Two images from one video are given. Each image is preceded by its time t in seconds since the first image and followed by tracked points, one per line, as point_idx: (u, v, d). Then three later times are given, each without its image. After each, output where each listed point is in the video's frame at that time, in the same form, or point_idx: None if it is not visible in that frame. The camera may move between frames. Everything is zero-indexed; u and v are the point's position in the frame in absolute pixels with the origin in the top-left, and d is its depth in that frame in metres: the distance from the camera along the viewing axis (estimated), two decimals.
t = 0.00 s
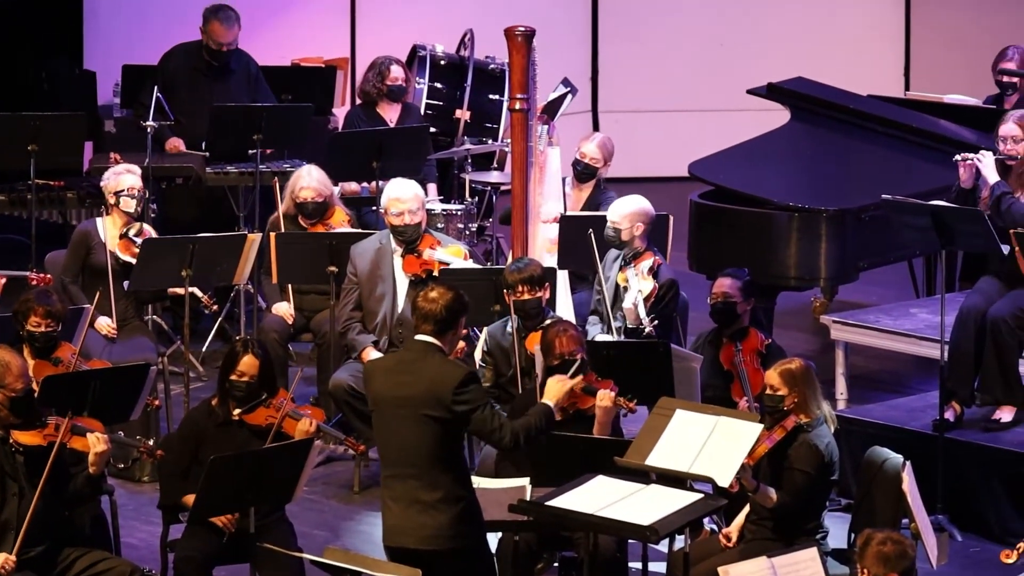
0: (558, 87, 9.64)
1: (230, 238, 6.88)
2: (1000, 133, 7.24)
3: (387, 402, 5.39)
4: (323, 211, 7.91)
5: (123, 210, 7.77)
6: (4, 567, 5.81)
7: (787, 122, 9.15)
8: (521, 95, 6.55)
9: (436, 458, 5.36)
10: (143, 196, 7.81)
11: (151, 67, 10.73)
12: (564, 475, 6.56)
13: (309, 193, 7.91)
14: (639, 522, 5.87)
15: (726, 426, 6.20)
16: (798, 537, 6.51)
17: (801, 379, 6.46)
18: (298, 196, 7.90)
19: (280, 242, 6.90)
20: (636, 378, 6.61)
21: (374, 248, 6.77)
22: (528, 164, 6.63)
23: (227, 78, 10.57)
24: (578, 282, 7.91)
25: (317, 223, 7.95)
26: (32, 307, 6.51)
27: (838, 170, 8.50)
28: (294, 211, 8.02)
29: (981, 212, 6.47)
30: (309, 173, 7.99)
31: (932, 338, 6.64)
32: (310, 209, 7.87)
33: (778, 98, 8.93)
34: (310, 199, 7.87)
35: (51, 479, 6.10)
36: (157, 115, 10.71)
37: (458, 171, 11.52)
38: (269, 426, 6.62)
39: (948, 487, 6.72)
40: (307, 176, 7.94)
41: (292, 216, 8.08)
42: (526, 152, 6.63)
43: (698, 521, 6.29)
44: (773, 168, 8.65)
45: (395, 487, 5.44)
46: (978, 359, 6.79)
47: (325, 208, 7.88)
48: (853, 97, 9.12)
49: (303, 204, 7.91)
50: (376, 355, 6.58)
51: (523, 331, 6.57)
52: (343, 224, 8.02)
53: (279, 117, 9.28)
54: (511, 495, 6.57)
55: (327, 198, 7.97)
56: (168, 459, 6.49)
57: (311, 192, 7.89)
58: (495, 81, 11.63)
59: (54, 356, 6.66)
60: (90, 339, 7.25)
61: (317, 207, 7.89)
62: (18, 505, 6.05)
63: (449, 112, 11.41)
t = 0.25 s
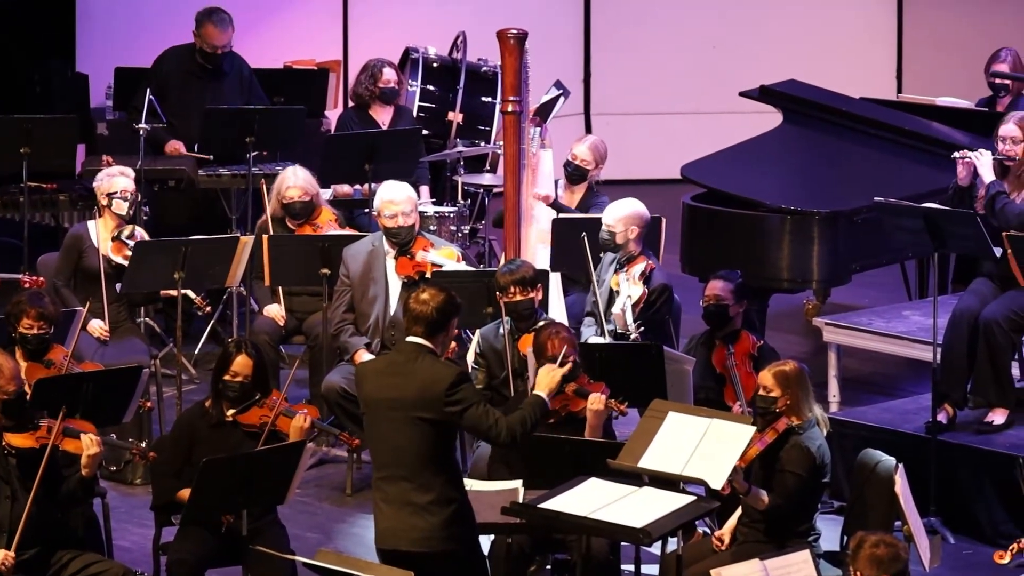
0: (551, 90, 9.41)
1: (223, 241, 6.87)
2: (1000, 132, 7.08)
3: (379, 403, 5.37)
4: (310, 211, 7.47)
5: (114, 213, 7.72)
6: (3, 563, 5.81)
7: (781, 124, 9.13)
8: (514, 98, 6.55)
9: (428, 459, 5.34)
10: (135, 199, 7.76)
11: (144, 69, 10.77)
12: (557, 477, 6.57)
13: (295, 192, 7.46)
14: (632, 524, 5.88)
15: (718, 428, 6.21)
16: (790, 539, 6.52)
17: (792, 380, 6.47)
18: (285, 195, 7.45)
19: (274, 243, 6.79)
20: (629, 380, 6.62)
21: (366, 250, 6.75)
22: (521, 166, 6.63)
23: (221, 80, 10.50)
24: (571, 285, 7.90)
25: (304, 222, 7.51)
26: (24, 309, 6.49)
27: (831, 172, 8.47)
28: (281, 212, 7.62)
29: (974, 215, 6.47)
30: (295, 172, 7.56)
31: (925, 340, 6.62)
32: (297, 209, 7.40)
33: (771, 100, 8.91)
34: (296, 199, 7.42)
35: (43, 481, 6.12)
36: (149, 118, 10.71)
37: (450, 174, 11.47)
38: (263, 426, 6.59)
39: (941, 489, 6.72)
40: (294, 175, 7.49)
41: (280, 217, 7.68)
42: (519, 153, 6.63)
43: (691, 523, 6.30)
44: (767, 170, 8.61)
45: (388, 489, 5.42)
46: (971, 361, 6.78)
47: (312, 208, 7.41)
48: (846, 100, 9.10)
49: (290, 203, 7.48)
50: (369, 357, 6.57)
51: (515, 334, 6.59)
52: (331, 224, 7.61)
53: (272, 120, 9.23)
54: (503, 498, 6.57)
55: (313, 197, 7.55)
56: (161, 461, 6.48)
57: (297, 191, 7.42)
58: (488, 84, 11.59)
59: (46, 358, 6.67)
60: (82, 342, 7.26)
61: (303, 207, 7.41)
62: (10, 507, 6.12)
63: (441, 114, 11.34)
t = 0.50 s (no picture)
0: (542, 91, 9.25)
1: (216, 243, 6.84)
2: (1000, 133, 6.99)
3: (371, 409, 5.37)
4: (300, 211, 7.12)
5: (102, 217, 7.74)
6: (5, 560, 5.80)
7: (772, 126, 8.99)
8: (507, 101, 6.55)
9: (422, 465, 5.33)
10: (123, 203, 7.76)
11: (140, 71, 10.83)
12: (549, 480, 6.56)
13: (283, 192, 7.10)
14: (624, 527, 5.88)
15: (711, 431, 6.21)
16: (782, 542, 6.51)
17: (784, 383, 6.48)
18: (272, 197, 7.10)
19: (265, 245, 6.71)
20: (621, 384, 6.61)
21: (359, 253, 6.72)
22: (514, 169, 6.62)
23: (217, 82, 10.55)
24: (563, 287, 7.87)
25: (292, 224, 7.15)
26: (16, 311, 6.52)
27: (823, 174, 8.33)
28: (266, 215, 7.26)
29: (967, 217, 6.47)
30: (280, 172, 7.19)
31: (919, 342, 6.62)
32: (286, 210, 7.06)
33: (764, 103, 8.74)
34: (285, 198, 7.05)
35: (38, 484, 6.12)
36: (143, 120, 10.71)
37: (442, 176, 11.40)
38: (256, 428, 6.58)
39: (933, 491, 6.72)
40: (279, 175, 7.12)
41: (266, 219, 7.31)
42: (512, 156, 6.62)
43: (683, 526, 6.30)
44: (761, 170, 8.50)
45: (379, 494, 5.42)
46: (964, 364, 6.78)
47: (302, 208, 7.06)
48: (837, 101, 8.96)
49: (277, 204, 7.12)
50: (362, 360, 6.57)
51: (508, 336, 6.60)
52: (318, 225, 7.24)
53: (264, 124, 9.16)
54: (496, 500, 6.57)
55: (301, 197, 7.20)
56: (155, 462, 6.47)
57: (285, 191, 7.08)
58: (480, 86, 11.68)
59: (39, 360, 6.67)
60: (75, 343, 7.26)
61: (292, 207, 7.08)
62: (4, 511, 6.10)
63: (435, 117, 11.40)
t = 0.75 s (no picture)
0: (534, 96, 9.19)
1: (208, 246, 6.79)
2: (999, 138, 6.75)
3: (364, 413, 5.34)
4: (289, 216, 7.06)
5: (90, 223, 7.78)
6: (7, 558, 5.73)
7: (764, 131, 8.97)
8: (498, 105, 6.56)
9: (415, 469, 5.29)
10: (111, 209, 7.78)
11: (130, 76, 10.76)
12: (540, 486, 6.52)
13: (272, 197, 7.03)
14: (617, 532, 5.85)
15: (701, 437, 6.24)
16: (774, 547, 6.48)
17: (775, 388, 6.49)
18: (261, 203, 7.04)
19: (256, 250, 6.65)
20: (613, 389, 6.62)
21: (350, 258, 6.70)
22: (506, 174, 6.64)
23: (211, 88, 10.53)
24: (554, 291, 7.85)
25: (282, 229, 7.07)
26: (9, 316, 6.51)
27: (815, 179, 8.30)
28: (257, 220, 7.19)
29: (958, 223, 6.45)
30: (270, 177, 7.13)
31: (911, 348, 6.60)
32: (275, 215, 7.00)
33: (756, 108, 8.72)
34: (274, 204, 7.01)
35: (31, 489, 6.11)
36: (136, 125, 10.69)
37: (435, 182, 11.29)
38: (248, 433, 6.61)
39: (925, 497, 6.70)
40: (269, 179, 7.07)
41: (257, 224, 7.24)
42: (504, 161, 6.64)
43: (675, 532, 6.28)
44: (754, 178, 8.41)
45: (372, 498, 5.37)
46: (956, 369, 6.74)
47: (292, 212, 7.01)
48: (830, 107, 8.94)
49: (267, 209, 7.06)
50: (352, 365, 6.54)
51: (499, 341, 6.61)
52: (307, 228, 7.20)
53: (255, 129, 9.16)
54: (487, 505, 6.57)
55: (290, 202, 7.13)
56: (148, 467, 6.48)
57: (274, 196, 7.02)
58: (472, 92, 11.29)
59: (31, 365, 6.68)
60: (68, 348, 7.27)
61: (282, 212, 7.02)
62: None
63: (426, 122, 11.14)
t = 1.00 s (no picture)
0: (509, 104, 8.94)
1: (184, 252, 6.80)
2: (981, 145, 6.64)
3: (339, 419, 5.14)
4: (266, 221, 7.07)
5: (63, 229, 7.80)
6: None
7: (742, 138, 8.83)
8: (475, 112, 6.54)
9: (391, 476, 5.10)
10: (83, 214, 7.81)
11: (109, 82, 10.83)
12: (515, 491, 6.49)
13: (249, 202, 7.04)
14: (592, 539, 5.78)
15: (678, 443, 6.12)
16: (749, 554, 6.47)
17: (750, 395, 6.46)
18: (237, 207, 7.04)
19: (232, 257, 6.66)
20: (588, 395, 6.60)
21: (326, 264, 6.69)
22: (481, 180, 6.63)
23: (189, 93, 10.51)
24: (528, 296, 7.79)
25: (259, 234, 7.08)
26: None
27: (793, 185, 8.06)
28: (233, 225, 7.19)
29: (935, 229, 6.44)
30: (246, 182, 7.14)
31: (889, 354, 6.57)
32: (251, 220, 7.01)
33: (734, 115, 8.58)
34: (252, 209, 7.01)
35: (10, 495, 6.11)
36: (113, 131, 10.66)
37: (410, 188, 11.08)
38: (224, 439, 6.55)
39: (902, 502, 6.68)
40: (245, 184, 7.08)
41: (233, 229, 7.24)
42: (479, 168, 6.63)
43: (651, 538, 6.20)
44: (730, 185, 8.15)
45: (348, 505, 5.17)
46: (933, 375, 6.70)
47: (268, 217, 7.02)
48: (809, 114, 8.82)
49: (243, 215, 7.06)
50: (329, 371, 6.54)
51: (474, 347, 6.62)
52: (284, 234, 7.23)
53: (232, 135, 9.10)
54: (462, 511, 6.55)
55: (267, 207, 7.13)
56: (126, 472, 6.43)
57: (251, 201, 7.02)
58: (449, 98, 11.20)
59: (9, 370, 6.65)
60: (44, 354, 7.30)
61: (258, 217, 7.02)
62: None
63: (402, 128, 10.98)
